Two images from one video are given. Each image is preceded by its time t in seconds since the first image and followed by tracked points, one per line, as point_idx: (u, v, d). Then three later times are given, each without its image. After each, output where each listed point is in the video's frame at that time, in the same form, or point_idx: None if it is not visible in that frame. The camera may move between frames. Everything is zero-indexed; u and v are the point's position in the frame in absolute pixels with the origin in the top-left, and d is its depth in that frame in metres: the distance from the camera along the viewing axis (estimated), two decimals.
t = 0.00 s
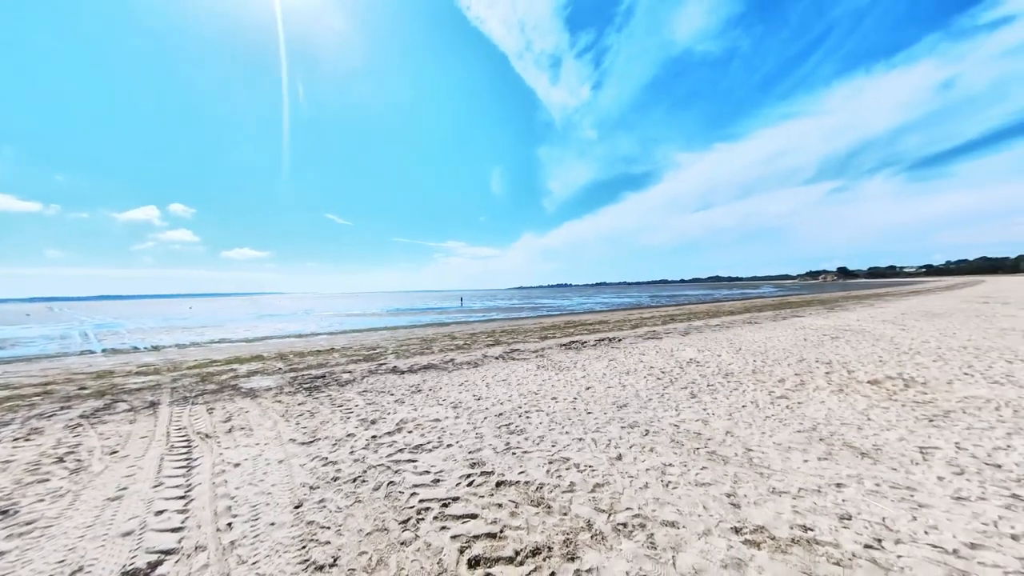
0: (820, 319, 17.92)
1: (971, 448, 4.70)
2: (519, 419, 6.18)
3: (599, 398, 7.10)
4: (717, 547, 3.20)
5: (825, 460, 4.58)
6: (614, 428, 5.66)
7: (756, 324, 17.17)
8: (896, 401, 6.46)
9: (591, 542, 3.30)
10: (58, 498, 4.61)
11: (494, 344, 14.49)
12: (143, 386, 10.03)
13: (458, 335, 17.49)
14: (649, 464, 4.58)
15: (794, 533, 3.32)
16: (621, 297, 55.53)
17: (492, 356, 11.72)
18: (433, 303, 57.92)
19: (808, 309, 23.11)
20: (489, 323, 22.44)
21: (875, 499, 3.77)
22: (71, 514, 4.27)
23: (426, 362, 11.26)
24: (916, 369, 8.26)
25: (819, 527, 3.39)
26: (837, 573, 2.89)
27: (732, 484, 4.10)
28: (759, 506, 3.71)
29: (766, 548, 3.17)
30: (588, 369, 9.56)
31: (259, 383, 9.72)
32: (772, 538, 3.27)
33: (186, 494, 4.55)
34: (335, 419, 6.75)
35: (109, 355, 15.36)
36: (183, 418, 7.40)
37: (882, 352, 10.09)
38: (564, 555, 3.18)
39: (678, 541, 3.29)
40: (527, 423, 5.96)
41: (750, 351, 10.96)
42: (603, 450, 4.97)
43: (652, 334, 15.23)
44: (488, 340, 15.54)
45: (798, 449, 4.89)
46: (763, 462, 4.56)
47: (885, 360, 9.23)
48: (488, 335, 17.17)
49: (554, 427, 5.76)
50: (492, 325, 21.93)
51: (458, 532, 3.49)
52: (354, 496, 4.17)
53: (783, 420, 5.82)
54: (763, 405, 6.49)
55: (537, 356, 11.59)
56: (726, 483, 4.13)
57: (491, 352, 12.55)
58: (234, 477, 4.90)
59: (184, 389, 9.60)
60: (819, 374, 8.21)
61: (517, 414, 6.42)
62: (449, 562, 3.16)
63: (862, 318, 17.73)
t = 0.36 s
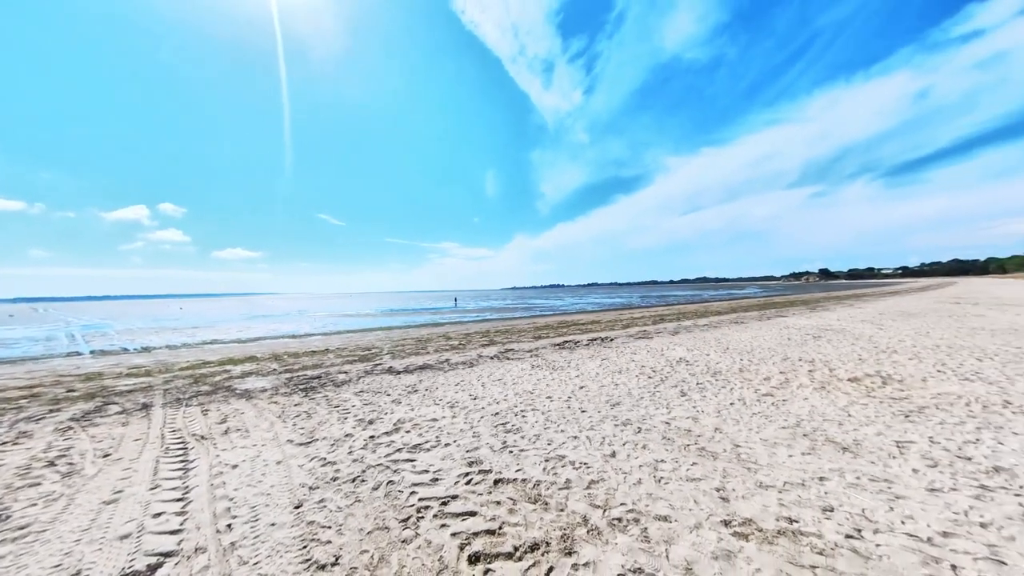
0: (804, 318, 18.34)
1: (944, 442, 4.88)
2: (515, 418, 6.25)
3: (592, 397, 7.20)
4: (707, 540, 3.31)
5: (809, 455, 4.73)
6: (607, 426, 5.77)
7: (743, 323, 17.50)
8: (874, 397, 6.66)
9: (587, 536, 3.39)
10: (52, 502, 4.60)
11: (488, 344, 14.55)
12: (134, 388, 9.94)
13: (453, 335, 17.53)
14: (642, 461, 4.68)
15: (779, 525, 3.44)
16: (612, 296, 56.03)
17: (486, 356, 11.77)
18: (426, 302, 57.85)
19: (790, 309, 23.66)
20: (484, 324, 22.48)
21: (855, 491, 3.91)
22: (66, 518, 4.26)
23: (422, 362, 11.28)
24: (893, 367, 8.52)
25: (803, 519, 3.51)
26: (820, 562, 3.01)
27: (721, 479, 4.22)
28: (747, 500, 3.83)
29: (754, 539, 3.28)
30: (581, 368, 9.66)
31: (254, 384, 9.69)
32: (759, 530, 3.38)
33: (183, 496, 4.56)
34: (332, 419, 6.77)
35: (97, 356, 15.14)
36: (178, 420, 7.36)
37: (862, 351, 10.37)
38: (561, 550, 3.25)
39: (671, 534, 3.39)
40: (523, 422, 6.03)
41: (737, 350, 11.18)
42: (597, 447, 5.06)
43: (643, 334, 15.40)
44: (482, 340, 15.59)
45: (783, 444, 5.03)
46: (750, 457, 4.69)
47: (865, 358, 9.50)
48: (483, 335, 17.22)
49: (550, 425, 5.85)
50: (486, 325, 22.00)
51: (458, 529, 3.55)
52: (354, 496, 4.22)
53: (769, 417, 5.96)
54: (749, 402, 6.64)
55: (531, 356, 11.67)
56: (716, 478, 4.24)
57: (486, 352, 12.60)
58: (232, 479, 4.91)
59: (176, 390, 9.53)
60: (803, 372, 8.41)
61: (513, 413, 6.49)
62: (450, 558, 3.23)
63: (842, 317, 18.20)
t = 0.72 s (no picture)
0: (788, 318, 18.71)
1: (919, 436, 5.05)
2: (509, 416, 6.29)
3: (585, 395, 7.28)
4: (696, 533, 3.38)
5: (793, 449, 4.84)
6: (599, 423, 5.84)
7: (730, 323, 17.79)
8: (854, 394, 6.83)
9: (579, 531, 3.44)
10: (38, 506, 4.54)
11: (481, 344, 14.57)
12: (122, 390, 9.81)
13: (446, 335, 17.52)
14: (633, 457, 4.75)
15: (764, 518, 3.54)
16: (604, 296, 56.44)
17: (480, 356, 11.81)
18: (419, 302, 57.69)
19: (776, 309, 24.11)
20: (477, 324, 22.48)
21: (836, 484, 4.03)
22: (52, 522, 4.21)
23: (416, 362, 11.27)
24: (872, 364, 8.76)
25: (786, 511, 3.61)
26: (803, 553, 3.11)
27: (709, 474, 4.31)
28: (734, 494, 3.92)
29: (740, 532, 3.37)
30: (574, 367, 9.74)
31: (245, 385, 9.61)
32: (745, 523, 3.47)
33: (174, 498, 4.53)
34: (326, 419, 6.75)
35: (83, 358, 14.88)
36: (168, 421, 7.28)
37: (843, 349, 10.64)
38: (554, 545, 3.30)
39: (661, 528, 3.46)
40: (517, 420, 6.08)
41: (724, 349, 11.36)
42: (590, 444, 5.13)
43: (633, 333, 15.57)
44: (476, 340, 15.62)
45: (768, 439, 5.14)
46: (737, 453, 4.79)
47: (846, 355, 9.74)
48: (476, 335, 17.24)
49: (543, 423, 5.90)
50: (479, 324, 22.05)
51: (452, 527, 3.58)
52: (348, 495, 4.23)
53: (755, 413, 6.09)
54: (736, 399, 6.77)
55: (524, 355, 11.73)
56: (704, 473, 4.33)
57: (479, 351, 12.63)
58: (224, 480, 4.89)
59: (166, 391, 9.42)
60: (786, 370, 8.60)
61: (506, 412, 6.53)
62: (445, 555, 3.26)
63: (824, 316, 18.66)
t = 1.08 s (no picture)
0: (774, 318, 19.03)
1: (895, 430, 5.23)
2: (502, 414, 6.33)
3: (577, 393, 7.34)
4: (682, 525, 3.45)
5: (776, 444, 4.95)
6: (590, 420, 5.90)
7: (718, 322, 18.04)
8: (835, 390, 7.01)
9: (570, 526, 3.48)
10: (22, 509, 4.47)
11: (475, 343, 14.57)
12: (109, 391, 9.67)
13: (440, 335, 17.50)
14: (623, 452, 4.82)
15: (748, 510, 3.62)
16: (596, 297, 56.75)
17: (473, 355, 11.83)
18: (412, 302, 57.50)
19: (763, 309, 24.50)
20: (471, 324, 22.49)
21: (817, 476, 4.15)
22: (35, 525, 4.15)
23: (410, 362, 11.26)
24: (852, 361, 9.00)
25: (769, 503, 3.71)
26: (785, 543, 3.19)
27: (696, 468, 4.39)
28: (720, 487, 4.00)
29: (725, 523, 3.44)
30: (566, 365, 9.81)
31: (237, 385, 9.53)
32: (729, 515, 3.55)
33: (163, 499, 4.49)
34: (319, 419, 6.73)
35: (68, 359, 14.61)
36: (157, 423, 7.19)
37: (825, 347, 10.90)
38: (546, 539, 3.34)
39: (649, 521, 3.52)
40: (510, 418, 6.12)
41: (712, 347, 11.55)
42: (581, 441, 5.18)
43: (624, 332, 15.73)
44: (470, 340, 15.63)
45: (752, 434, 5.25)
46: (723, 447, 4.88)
47: (827, 353, 9.99)
48: (470, 335, 17.26)
49: (536, 421, 5.94)
50: (473, 324, 22.08)
51: (445, 523, 3.61)
52: (341, 494, 4.23)
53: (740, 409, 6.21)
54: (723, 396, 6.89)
55: (517, 354, 11.79)
56: (691, 467, 4.41)
57: (473, 351, 12.66)
58: (215, 480, 4.86)
59: (155, 392, 9.31)
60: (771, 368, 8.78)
61: (500, 410, 6.56)
62: (437, 551, 3.28)
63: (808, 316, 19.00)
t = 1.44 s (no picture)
0: (761, 317, 19.32)
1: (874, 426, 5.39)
2: (495, 413, 6.35)
3: (569, 391, 7.39)
4: (672, 520, 3.50)
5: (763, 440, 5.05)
6: (582, 418, 5.94)
7: (707, 322, 18.27)
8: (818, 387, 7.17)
9: (563, 523, 3.51)
10: (3, 515, 4.37)
11: (468, 343, 14.58)
12: (96, 392, 9.49)
13: (434, 335, 17.46)
14: (614, 450, 4.87)
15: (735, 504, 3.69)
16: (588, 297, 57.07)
17: (467, 355, 11.83)
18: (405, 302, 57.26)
19: (751, 309, 24.86)
20: (464, 324, 22.50)
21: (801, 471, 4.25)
22: (17, 531, 4.07)
23: (404, 362, 11.23)
24: (835, 359, 9.20)
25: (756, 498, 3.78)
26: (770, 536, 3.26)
27: (685, 464, 4.46)
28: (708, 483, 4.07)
29: (713, 518, 3.50)
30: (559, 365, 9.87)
31: (228, 386, 9.43)
32: (717, 510, 3.61)
33: (151, 502, 4.43)
34: (311, 419, 6.69)
35: (52, 360, 14.30)
36: (144, 425, 7.08)
37: (809, 345, 11.13)
38: (538, 536, 3.36)
39: (640, 516, 3.56)
40: (503, 417, 6.14)
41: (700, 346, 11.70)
42: (574, 439, 5.22)
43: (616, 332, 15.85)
44: (464, 340, 15.63)
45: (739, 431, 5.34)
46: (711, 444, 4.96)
47: (812, 351, 10.19)
48: (463, 335, 17.26)
49: (529, 419, 5.97)
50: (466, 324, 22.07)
51: (438, 522, 3.62)
52: (334, 494, 4.22)
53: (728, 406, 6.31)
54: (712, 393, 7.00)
55: (510, 354, 11.82)
56: (681, 464, 4.47)
57: (466, 351, 12.66)
58: (204, 482, 4.80)
59: (143, 394, 9.17)
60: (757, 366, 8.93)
61: (493, 409, 6.59)
62: (431, 551, 3.28)
63: (794, 316, 19.34)
